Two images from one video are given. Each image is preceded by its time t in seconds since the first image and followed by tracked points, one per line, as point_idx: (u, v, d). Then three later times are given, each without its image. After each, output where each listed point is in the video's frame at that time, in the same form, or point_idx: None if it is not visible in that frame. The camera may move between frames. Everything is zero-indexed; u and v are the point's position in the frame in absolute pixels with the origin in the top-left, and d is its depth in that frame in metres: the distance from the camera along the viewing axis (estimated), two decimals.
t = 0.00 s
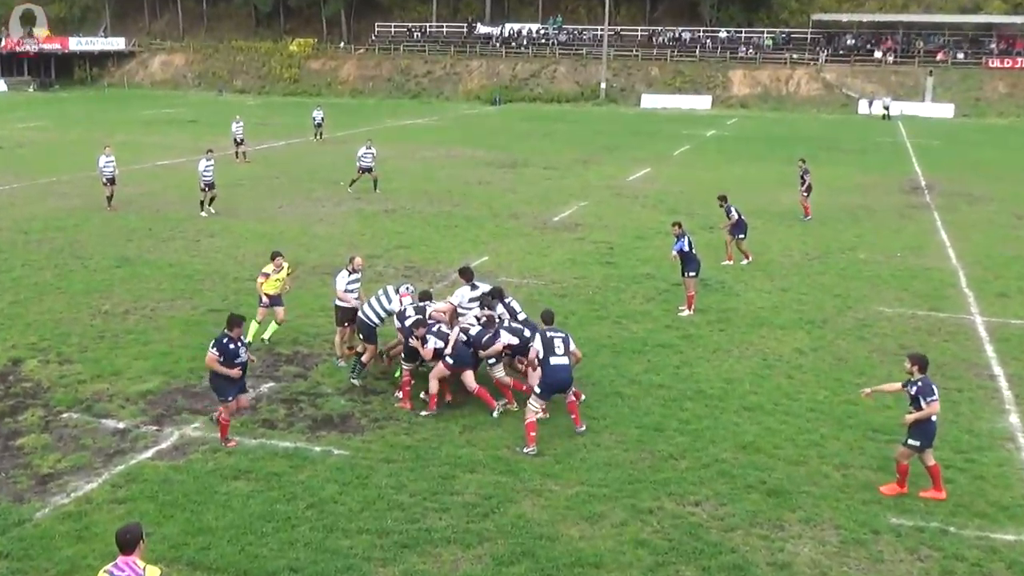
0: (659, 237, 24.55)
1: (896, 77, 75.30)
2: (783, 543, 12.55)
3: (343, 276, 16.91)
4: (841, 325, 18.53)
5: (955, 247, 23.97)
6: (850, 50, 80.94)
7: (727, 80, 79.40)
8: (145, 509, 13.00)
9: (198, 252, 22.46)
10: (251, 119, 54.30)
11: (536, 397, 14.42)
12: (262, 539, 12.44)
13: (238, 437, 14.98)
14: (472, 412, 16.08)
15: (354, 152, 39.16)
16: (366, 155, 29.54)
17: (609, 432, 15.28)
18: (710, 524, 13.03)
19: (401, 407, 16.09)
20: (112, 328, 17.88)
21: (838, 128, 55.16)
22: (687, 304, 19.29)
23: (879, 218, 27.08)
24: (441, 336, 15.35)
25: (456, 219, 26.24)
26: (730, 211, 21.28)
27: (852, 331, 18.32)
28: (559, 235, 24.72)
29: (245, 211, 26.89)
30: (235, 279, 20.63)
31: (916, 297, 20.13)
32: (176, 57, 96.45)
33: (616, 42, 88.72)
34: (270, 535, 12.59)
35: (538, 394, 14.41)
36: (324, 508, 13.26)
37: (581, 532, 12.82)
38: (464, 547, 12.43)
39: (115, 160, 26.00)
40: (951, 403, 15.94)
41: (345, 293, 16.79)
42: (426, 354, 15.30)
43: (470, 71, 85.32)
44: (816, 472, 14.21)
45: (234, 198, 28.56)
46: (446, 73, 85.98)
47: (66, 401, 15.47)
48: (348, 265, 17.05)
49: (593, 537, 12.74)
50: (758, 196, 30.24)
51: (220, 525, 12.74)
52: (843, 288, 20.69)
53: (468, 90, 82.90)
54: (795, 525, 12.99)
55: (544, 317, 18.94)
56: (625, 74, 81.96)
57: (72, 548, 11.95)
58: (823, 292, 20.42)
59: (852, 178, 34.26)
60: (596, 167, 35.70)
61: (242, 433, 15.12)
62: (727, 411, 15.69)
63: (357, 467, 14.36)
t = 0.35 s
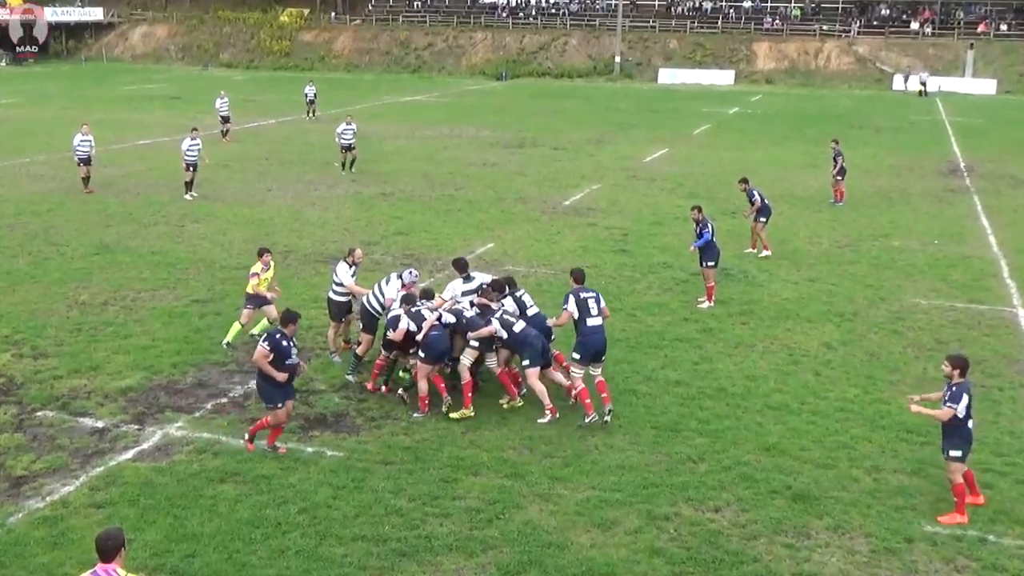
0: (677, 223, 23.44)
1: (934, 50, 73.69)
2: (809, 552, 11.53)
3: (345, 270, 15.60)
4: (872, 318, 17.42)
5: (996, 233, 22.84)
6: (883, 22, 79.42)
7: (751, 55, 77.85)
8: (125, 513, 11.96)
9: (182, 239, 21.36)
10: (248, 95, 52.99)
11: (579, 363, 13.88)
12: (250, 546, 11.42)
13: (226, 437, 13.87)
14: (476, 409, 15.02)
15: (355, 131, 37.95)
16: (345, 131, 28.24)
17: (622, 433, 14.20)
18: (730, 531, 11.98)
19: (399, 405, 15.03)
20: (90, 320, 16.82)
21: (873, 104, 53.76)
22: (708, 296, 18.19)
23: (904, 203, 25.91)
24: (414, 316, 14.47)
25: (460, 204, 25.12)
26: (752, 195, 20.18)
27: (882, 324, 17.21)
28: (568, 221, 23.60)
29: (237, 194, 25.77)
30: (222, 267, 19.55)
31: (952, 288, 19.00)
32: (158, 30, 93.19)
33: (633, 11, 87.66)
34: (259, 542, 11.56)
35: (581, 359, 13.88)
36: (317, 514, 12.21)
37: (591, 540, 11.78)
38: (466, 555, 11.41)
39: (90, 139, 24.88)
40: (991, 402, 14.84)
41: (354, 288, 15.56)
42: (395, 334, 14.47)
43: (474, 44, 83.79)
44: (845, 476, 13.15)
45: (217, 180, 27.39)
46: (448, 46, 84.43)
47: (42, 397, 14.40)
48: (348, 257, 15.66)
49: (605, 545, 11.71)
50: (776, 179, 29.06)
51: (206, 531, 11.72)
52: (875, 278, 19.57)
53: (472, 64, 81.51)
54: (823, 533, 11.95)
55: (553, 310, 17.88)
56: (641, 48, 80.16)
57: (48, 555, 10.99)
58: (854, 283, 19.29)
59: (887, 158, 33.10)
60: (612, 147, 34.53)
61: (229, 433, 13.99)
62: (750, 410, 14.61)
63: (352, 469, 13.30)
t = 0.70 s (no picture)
0: (693, 209, 22.57)
1: (969, 26, 73.71)
2: (833, 560, 10.72)
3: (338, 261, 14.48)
4: (902, 310, 16.53)
5: None
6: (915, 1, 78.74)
7: (775, 30, 76.86)
8: (108, 517, 11.12)
9: (167, 227, 20.50)
10: (241, 74, 51.79)
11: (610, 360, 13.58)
12: (240, 553, 10.59)
13: (214, 437, 13.00)
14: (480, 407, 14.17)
15: (356, 112, 36.96)
16: (332, 113, 27.24)
17: (635, 433, 13.36)
18: (750, 538, 11.15)
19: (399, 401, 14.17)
20: (70, 313, 15.96)
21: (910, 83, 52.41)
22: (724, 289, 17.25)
23: (928, 189, 24.95)
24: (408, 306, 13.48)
25: (464, 189, 24.22)
26: (777, 182, 19.28)
27: (909, 317, 16.32)
28: (577, 207, 22.71)
29: (232, 179, 24.86)
30: (211, 256, 18.69)
31: (985, 279, 18.11)
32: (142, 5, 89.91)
33: None
34: (250, 548, 10.73)
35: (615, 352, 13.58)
36: (311, 518, 11.37)
37: (602, 546, 10.97)
38: (469, 562, 10.60)
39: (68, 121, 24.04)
40: None
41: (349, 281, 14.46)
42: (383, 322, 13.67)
43: (477, 19, 82.64)
44: (873, 479, 12.30)
45: (203, 164, 26.51)
46: (450, 21, 83.05)
47: (18, 395, 13.54)
48: (337, 248, 14.60)
49: (616, 552, 10.88)
50: (794, 162, 28.10)
51: (193, 536, 10.89)
52: (904, 268, 18.68)
53: (476, 41, 80.43)
54: (848, 539, 11.14)
55: (562, 302, 17.03)
56: (655, 23, 79.07)
57: (25, 562, 10.22)
58: (882, 274, 18.38)
59: (919, 140, 32.22)
60: (627, 128, 33.66)
61: (217, 432, 13.08)
62: (771, 409, 13.76)
63: (348, 471, 12.44)
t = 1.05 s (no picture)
0: (706, 197, 21.72)
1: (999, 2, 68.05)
2: (858, 571, 9.94)
3: (329, 250, 13.76)
4: (926, 304, 15.70)
5: None
6: None
7: (793, 5, 70.77)
8: (85, 524, 10.33)
9: (147, 214, 19.66)
10: (223, 52, 50.20)
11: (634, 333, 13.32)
12: (224, 562, 9.80)
13: (197, 439, 12.15)
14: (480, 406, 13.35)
15: (352, 94, 35.88)
16: (308, 94, 26.15)
17: (644, 435, 12.55)
18: (767, 546, 10.35)
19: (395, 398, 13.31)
20: (45, 307, 15.11)
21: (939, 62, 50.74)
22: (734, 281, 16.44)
23: (948, 176, 24.03)
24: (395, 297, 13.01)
25: (464, 176, 23.32)
26: (795, 168, 18.57)
27: (933, 312, 15.50)
28: (583, 195, 21.83)
29: (220, 165, 23.93)
30: (194, 247, 17.83)
31: (1015, 270, 17.25)
32: None
33: None
34: (235, 557, 9.94)
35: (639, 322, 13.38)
36: (300, 525, 10.56)
37: (609, 555, 10.18)
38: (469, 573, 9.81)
39: (34, 102, 23.41)
40: None
41: (338, 273, 13.68)
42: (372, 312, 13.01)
43: None
44: (898, 483, 11.50)
45: (186, 149, 25.60)
46: None
47: None
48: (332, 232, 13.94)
49: (625, 562, 10.09)
50: (807, 148, 27.16)
51: (175, 544, 10.10)
52: (931, 260, 17.83)
53: (476, 16, 72.39)
54: (873, 548, 10.35)
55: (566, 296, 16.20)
56: None
57: None
58: (906, 266, 17.52)
59: (945, 124, 31.15)
60: (638, 112, 32.69)
61: (200, 433, 12.26)
62: (788, 409, 12.95)
63: (340, 474, 11.61)
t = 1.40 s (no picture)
0: (715, 188, 20.95)
1: None
2: None
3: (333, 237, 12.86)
4: (949, 301, 14.96)
5: None
6: None
7: None
8: (54, 536, 9.55)
9: (122, 206, 18.84)
10: (207, 35, 48.87)
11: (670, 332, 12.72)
12: None
13: (174, 445, 11.35)
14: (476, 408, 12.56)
15: (343, 78, 34.91)
16: (294, 80, 25.28)
17: (650, 439, 11.79)
18: (781, 558, 9.60)
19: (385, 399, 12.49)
20: (13, 304, 14.29)
21: (958, 45, 49.46)
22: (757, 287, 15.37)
23: (965, 165, 23.22)
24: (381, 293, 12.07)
25: (459, 165, 22.52)
26: (810, 157, 17.82)
27: (956, 308, 14.75)
28: (585, 185, 21.04)
29: (204, 154, 23.07)
30: (173, 241, 17.01)
31: None
32: None
33: None
34: (213, 572, 9.16)
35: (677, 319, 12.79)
36: (283, 536, 9.78)
37: (612, 569, 9.42)
38: None
39: None
40: None
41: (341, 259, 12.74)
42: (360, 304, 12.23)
43: None
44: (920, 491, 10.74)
45: (162, 135, 24.79)
46: None
47: None
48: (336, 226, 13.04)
49: None
50: (818, 136, 26.30)
51: (150, 558, 9.31)
52: (954, 253, 17.08)
53: None
54: (895, 561, 9.60)
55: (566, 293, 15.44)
56: None
57: None
58: (927, 260, 16.76)
59: (966, 110, 30.27)
60: (643, 97, 31.81)
61: (178, 439, 11.46)
62: (803, 413, 12.18)
63: (325, 482, 10.81)
